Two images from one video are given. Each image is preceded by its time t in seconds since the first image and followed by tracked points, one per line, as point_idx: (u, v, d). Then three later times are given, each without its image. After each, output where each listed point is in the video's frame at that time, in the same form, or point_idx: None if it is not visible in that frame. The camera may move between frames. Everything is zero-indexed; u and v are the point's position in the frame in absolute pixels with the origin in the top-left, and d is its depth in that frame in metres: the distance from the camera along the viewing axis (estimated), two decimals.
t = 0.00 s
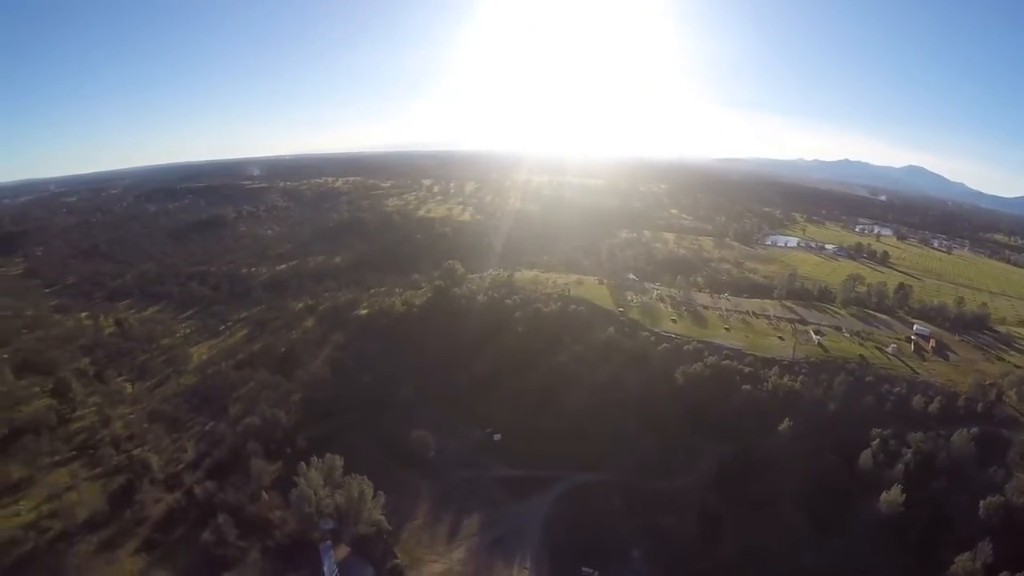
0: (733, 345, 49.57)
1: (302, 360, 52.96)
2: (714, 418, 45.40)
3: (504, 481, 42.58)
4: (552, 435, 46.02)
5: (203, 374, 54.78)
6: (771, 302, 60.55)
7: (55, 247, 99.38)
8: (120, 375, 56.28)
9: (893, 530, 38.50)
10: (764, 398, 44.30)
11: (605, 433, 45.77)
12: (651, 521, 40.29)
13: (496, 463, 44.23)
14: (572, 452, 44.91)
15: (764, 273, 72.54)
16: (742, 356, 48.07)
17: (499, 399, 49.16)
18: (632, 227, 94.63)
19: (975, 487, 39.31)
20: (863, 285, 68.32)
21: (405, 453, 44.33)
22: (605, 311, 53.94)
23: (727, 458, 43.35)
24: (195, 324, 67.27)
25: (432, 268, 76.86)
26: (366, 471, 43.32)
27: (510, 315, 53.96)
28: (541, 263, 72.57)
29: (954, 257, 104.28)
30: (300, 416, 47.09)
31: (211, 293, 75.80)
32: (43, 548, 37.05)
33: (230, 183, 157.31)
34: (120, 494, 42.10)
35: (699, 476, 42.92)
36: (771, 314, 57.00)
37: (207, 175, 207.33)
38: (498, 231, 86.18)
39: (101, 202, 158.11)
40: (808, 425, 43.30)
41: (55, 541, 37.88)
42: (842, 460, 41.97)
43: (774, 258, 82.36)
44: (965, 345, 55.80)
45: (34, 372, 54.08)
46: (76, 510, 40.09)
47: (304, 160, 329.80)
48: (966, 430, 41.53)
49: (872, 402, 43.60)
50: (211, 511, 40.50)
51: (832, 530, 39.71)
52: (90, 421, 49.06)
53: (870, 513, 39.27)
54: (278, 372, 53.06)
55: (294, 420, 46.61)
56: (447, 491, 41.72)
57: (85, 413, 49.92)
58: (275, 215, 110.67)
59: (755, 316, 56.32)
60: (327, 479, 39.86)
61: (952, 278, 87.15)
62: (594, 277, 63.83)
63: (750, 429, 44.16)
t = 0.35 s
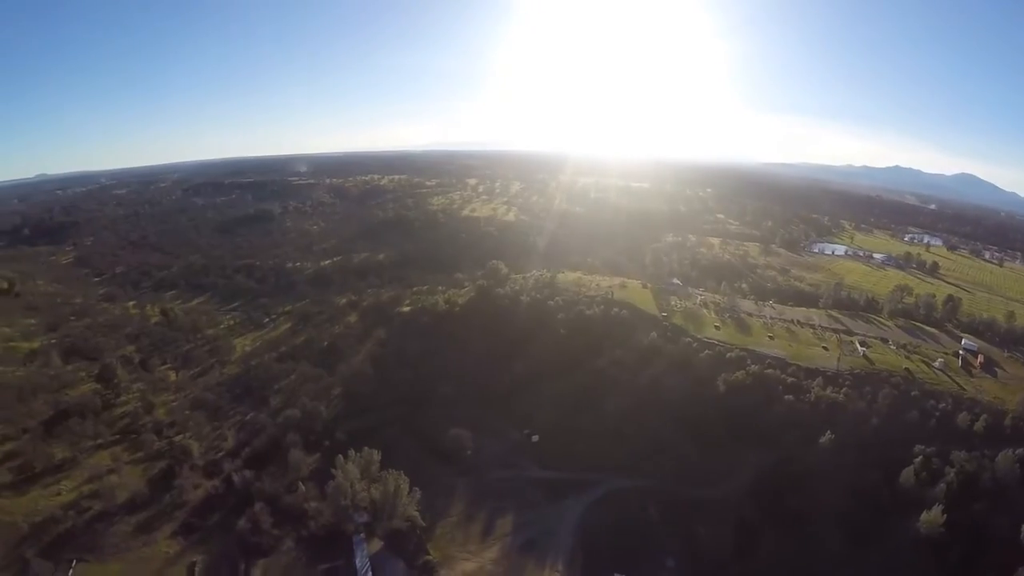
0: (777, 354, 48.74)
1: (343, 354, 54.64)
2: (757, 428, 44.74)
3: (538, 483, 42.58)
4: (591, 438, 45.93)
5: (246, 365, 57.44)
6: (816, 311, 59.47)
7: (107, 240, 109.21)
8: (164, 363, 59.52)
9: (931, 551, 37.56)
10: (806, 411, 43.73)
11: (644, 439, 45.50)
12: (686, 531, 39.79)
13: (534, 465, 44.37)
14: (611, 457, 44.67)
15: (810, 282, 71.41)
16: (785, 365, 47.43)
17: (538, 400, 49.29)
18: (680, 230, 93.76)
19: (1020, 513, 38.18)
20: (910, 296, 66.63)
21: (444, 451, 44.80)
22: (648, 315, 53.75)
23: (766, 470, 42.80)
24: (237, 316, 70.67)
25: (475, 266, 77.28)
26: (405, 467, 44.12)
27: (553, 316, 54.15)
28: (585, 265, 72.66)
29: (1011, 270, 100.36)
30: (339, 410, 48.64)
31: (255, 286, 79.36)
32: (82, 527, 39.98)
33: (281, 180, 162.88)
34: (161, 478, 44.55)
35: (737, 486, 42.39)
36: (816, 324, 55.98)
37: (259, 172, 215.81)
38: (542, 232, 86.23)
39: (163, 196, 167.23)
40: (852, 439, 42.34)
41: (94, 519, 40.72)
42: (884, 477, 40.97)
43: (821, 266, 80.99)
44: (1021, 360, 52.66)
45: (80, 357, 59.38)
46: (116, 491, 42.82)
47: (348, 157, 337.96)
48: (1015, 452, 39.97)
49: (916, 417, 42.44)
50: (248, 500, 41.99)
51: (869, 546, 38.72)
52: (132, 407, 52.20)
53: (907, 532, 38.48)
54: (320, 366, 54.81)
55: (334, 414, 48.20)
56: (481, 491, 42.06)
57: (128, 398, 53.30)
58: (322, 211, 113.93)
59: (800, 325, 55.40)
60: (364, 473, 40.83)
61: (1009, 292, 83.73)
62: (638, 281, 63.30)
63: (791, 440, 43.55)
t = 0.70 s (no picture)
0: (823, 366, 48.07)
1: (387, 349, 57.35)
2: (798, 440, 44.23)
3: (578, 487, 43.66)
4: (627, 444, 46.68)
5: (288, 357, 60.11)
6: (862, 322, 58.43)
7: (158, 233, 117.26)
8: (209, 353, 63.11)
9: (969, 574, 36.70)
10: (850, 425, 43.18)
11: (682, 448, 45.56)
12: (722, 543, 39.52)
13: (573, 469, 45.25)
14: (648, 466, 45.11)
15: (859, 292, 70.08)
16: (829, 377, 46.76)
17: (577, 403, 50.21)
18: (725, 235, 93.12)
19: None
20: (960, 309, 64.50)
21: (483, 450, 46.19)
22: (694, 320, 53.51)
23: (806, 484, 42.26)
24: (281, 310, 74.25)
25: (520, 266, 77.82)
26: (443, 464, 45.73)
27: (595, 319, 54.64)
28: (629, 268, 72.85)
29: None
30: (380, 405, 50.66)
31: (301, 282, 83.38)
32: (121, 508, 42.21)
33: (331, 177, 168.11)
34: (200, 463, 46.82)
35: (775, 499, 41.97)
36: (862, 335, 54.97)
37: (309, 170, 223.90)
38: (587, 234, 86.54)
39: (220, 189, 175.66)
40: (893, 456, 41.91)
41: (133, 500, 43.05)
42: (925, 497, 40.20)
43: (869, 276, 79.30)
44: None
45: (126, 344, 64.48)
46: (157, 475, 45.32)
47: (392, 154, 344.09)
48: None
49: (962, 436, 41.48)
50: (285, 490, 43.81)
51: (908, 567, 37.93)
52: (175, 394, 55.33)
53: (947, 555, 37.61)
54: (362, 361, 57.71)
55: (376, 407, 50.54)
56: (517, 491, 43.32)
57: (172, 386, 56.46)
58: (368, 208, 117.13)
59: (845, 336, 54.55)
60: (401, 470, 41.72)
61: None
62: (683, 286, 62.96)
63: (832, 455, 43.02)
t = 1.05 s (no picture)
0: (867, 378, 48.28)
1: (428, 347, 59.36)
2: (838, 454, 44.71)
3: (614, 492, 45.51)
4: (665, 451, 48.53)
5: (331, 351, 62.46)
6: (910, 335, 58.20)
7: (206, 226, 122.92)
8: (253, 345, 67.24)
9: None
10: (893, 440, 42.86)
11: (721, 459, 46.90)
12: (755, 553, 39.99)
13: (610, 473, 47.28)
14: (687, 475, 46.56)
15: (907, 304, 69.22)
16: (873, 391, 46.68)
17: (617, 407, 52.57)
18: (770, 240, 93.28)
19: None
20: (1012, 324, 62.38)
21: (519, 451, 48.68)
22: (737, 327, 55.19)
23: (845, 500, 42.58)
24: (325, 306, 77.15)
25: (565, 267, 79.36)
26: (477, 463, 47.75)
27: (640, 323, 57.05)
28: (673, 273, 73.97)
29: None
30: (419, 402, 52.81)
31: (345, 278, 86.71)
32: (160, 491, 45.33)
33: (378, 176, 172.02)
34: (239, 454, 49.33)
35: (813, 514, 42.44)
36: (909, 348, 54.72)
37: (353, 167, 230.97)
38: (633, 237, 87.61)
39: (269, 185, 182.68)
40: (937, 474, 41.16)
41: (172, 485, 45.95)
42: (968, 518, 39.45)
43: (918, 287, 78.04)
44: None
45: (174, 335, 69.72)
46: (197, 463, 47.86)
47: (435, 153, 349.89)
48: None
49: (1009, 457, 40.69)
50: (321, 481, 46.34)
51: None
52: (218, 385, 58.48)
53: None
54: (405, 359, 59.65)
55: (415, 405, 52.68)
56: (553, 493, 45.43)
57: (215, 376, 60.03)
58: (413, 207, 120.95)
59: (892, 348, 54.46)
60: (440, 467, 43.24)
61: None
62: (728, 293, 65.21)
63: (875, 471, 42.87)
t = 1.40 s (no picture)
0: (910, 392, 49.51)
1: (470, 347, 64.07)
2: (881, 470, 45.43)
3: (647, 499, 47.28)
4: (705, 457, 49.84)
5: (373, 348, 68.15)
6: (960, 349, 58.49)
7: (253, 220, 132.01)
8: (297, 339, 73.09)
9: None
10: (937, 458, 43.70)
11: (762, 468, 47.96)
12: (793, 566, 41.29)
13: (647, 479, 49.21)
14: (726, 484, 47.66)
15: (957, 317, 68.49)
16: (918, 407, 47.87)
17: (657, 413, 54.73)
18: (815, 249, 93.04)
19: None
20: None
21: (556, 453, 51.86)
22: (780, 335, 56.96)
23: (885, 516, 43.30)
24: (370, 302, 84.26)
25: (609, 270, 81.69)
26: (512, 463, 50.57)
27: (684, 330, 59.57)
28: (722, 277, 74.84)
29: None
30: (460, 401, 56.70)
31: (390, 275, 92.68)
32: (200, 478, 50.33)
33: (426, 175, 185.19)
34: (280, 444, 54.17)
35: (853, 530, 43.30)
36: (957, 363, 55.29)
37: (398, 166, 238.61)
38: (678, 241, 88.94)
39: (316, 183, 190.96)
40: (981, 495, 41.65)
41: (212, 472, 50.80)
42: (1008, 541, 40.10)
43: (969, 301, 76.78)
44: None
45: (219, 326, 76.15)
46: (240, 450, 53.38)
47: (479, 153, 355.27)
48: None
49: None
50: (359, 474, 50.18)
51: None
52: (261, 376, 64.35)
53: None
54: (446, 356, 64.52)
55: (453, 404, 56.30)
56: (586, 498, 47.69)
57: (257, 368, 65.85)
58: (458, 206, 128.64)
59: (939, 363, 55.24)
60: (476, 466, 46.40)
61: None
62: (775, 300, 66.44)
63: (916, 488, 43.69)
